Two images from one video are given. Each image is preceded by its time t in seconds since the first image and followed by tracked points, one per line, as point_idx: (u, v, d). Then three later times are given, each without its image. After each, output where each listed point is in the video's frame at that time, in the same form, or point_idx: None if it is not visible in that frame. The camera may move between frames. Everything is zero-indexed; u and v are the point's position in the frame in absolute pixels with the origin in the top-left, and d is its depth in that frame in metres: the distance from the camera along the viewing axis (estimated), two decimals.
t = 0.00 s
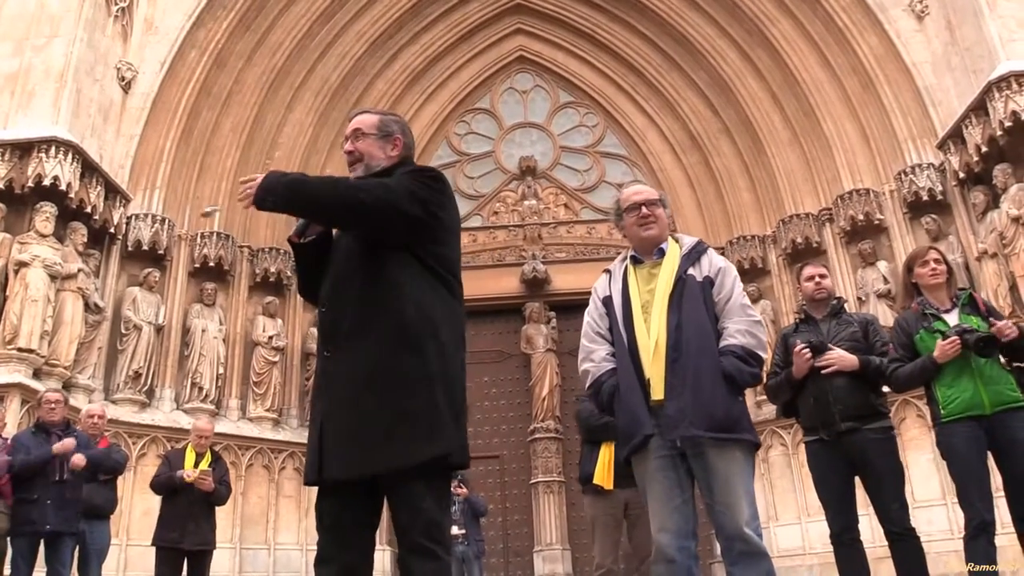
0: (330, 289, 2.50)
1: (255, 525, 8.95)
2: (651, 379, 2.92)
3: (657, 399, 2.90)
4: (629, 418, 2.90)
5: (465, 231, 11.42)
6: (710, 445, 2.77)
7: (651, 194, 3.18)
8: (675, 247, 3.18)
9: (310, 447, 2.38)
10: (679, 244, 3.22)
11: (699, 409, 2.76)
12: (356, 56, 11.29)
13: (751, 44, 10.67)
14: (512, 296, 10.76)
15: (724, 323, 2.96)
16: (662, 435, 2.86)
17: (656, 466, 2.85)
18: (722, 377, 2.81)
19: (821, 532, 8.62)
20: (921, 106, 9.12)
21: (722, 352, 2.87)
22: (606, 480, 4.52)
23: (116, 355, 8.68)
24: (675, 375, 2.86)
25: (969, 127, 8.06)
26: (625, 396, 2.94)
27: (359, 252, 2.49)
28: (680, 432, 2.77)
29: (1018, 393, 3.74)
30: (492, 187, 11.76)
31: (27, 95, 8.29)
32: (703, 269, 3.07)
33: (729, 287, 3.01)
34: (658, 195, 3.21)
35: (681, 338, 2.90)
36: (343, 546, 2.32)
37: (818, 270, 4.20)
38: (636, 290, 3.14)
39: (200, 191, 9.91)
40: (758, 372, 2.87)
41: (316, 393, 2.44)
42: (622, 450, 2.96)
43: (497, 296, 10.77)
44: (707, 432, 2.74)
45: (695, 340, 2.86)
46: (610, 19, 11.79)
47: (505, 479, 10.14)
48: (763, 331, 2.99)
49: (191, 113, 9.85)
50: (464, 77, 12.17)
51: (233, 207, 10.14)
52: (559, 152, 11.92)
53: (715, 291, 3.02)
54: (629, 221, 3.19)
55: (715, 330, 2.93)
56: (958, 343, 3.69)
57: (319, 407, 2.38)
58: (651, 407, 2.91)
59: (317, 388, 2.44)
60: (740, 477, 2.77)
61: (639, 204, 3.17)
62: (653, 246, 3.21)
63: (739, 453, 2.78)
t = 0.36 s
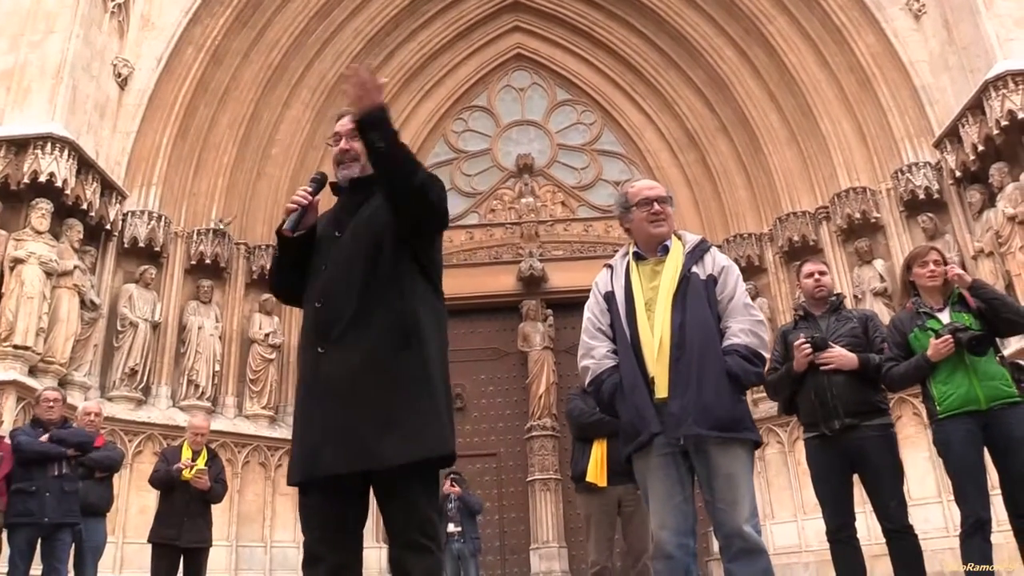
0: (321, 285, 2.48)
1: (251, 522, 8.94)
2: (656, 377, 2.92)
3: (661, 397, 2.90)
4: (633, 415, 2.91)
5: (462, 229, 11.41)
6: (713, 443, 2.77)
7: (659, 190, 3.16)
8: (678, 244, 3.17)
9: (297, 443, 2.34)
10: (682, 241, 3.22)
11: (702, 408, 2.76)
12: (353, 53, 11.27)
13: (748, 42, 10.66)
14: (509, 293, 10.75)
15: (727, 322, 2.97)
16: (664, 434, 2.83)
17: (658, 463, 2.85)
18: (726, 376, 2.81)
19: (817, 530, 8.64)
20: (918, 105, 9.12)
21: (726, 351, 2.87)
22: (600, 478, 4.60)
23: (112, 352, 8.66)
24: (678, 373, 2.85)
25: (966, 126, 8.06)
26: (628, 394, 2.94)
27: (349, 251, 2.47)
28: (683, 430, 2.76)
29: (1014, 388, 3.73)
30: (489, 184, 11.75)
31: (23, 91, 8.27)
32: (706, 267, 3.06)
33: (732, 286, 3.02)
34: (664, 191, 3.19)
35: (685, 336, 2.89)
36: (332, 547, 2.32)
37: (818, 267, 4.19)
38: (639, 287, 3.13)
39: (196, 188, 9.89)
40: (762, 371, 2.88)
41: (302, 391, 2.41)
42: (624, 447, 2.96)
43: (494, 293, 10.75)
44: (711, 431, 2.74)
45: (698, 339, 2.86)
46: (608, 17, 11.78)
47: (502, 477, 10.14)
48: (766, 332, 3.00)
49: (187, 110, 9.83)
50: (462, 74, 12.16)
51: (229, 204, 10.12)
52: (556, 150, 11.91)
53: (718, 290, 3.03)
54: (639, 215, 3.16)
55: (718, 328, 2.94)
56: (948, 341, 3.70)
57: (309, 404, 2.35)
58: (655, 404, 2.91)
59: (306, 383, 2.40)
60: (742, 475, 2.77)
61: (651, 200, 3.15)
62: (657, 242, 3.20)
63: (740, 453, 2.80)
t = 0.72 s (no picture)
0: (340, 285, 2.49)
1: (249, 521, 8.94)
2: (659, 377, 2.91)
3: (665, 396, 2.88)
4: (635, 414, 2.89)
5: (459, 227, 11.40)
6: (716, 441, 2.78)
7: (659, 188, 3.16)
8: (677, 244, 3.18)
9: (313, 442, 2.33)
10: (681, 240, 3.23)
11: (708, 407, 2.77)
12: (350, 50, 11.25)
13: (746, 40, 10.64)
14: (506, 291, 10.75)
15: (728, 323, 2.99)
16: (667, 432, 2.82)
17: (660, 461, 2.84)
18: (732, 376, 2.83)
19: (815, 527, 8.65)
20: (915, 103, 9.12)
21: (731, 352, 2.89)
22: (598, 474, 4.60)
23: (109, 351, 8.64)
24: (684, 372, 2.84)
25: (963, 124, 8.07)
26: (629, 393, 2.92)
27: (374, 258, 2.52)
28: (689, 429, 2.76)
29: (1008, 384, 3.74)
30: (486, 182, 11.74)
31: (19, 89, 8.25)
32: (707, 266, 3.07)
33: (733, 285, 3.04)
34: (663, 189, 3.19)
35: (690, 336, 2.89)
36: (326, 543, 2.37)
37: (817, 264, 4.18)
38: (639, 285, 3.12)
39: (193, 186, 9.87)
40: (764, 371, 2.90)
41: (314, 388, 2.39)
42: (625, 445, 2.94)
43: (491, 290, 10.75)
44: (716, 430, 2.75)
45: (703, 338, 2.86)
46: (605, 14, 11.77)
47: (499, 474, 10.14)
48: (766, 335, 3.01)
49: (184, 107, 9.81)
50: (459, 72, 12.15)
51: (226, 202, 10.11)
52: (554, 147, 11.91)
53: (720, 289, 3.04)
54: (638, 215, 3.16)
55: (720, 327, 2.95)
56: (942, 340, 3.72)
57: (335, 405, 2.36)
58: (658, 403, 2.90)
59: (325, 382, 2.39)
60: (743, 473, 2.78)
61: (650, 199, 3.14)
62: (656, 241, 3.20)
63: (744, 451, 2.80)
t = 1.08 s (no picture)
0: (355, 286, 2.49)
1: (249, 520, 8.94)
2: (657, 375, 2.91)
3: (664, 395, 2.87)
4: (632, 413, 2.88)
5: (459, 225, 11.39)
6: (715, 440, 2.79)
7: (654, 186, 3.16)
8: (677, 243, 3.17)
9: (333, 440, 2.33)
10: (680, 238, 3.23)
11: (708, 407, 2.77)
12: (349, 49, 11.25)
13: (745, 39, 10.65)
14: (506, 290, 10.75)
15: (728, 322, 2.99)
16: (666, 431, 2.83)
17: (659, 460, 2.84)
18: (731, 375, 2.84)
19: (814, 526, 8.66)
20: (915, 102, 9.13)
21: (730, 350, 2.90)
22: (598, 475, 4.60)
23: (109, 350, 8.64)
24: (684, 371, 2.84)
25: (962, 122, 8.07)
26: (628, 390, 2.91)
27: (388, 263, 2.56)
28: (690, 428, 2.76)
29: (1006, 384, 3.75)
30: (486, 181, 11.73)
31: (18, 88, 8.24)
32: (707, 265, 3.07)
33: (732, 283, 3.04)
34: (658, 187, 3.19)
35: (689, 334, 2.89)
36: (329, 543, 2.38)
37: (817, 264, 4.20)
38: (638, 283, 3.11)
39: (193, 185, 9.86)
40: (763, 370, 2.92)
41: (332, 388, 2.39)
42: (624, 445, 2.93)
43: (491, 289, 10.75)
44: (715, 428, 2.75)
45: (704, 337, 2.86)
46: (604, 13, 11.77)
47: (499, 473, 10.14)
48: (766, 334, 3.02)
49: (183, 107, 9.80)
50: (459, 71, 12.14)
51: (225, 201, 10.11)
52: (553, 146, 11.91)
53: (719, 288, 3.04)
54: (631, 215, 3.17)
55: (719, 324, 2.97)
56: (942, 339, 3.72)
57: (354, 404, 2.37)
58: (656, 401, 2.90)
59: (343, 381, 2.40)
60: (742, 471, 2.79)
61: (642, 198, 3.15)
62: (655, 239, 3.20)
63: (744, 451, 2.81)
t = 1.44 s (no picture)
0: (368, 282, 2.49)
1: (250, 519, 8.94)
2: (653, 372, 2.91)
3: (660, 392, 2.88)
4: (629, 412, 2.89)
5: (459, 224, 11.39)
6: (712, 436, 2.78)
7: (652, 185, 3.17)
8: (675, 241, 3.15)
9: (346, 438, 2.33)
10: (680, 236, 3.22)
11: (704, 403, 2.76)
12: (349, 49, 11.25)
13: (746, 36, 10.63)
14: (507, 289, 10.74)
15: (727, 319, 2.96)
16: (663, 428, 2.85)
17: (657, 458, 2.85)
18: (727, 372, 2.82)
19: (815, 523, 8.66)
20: (916, 99, 9.12)
21: (728, 345, 2.88)
22: (600, 474, 4.59)
23: (110, 350, 8.65)
24: (680, 368, 2.84)
25: (963, 119, 8.06)
26: (624, 388, 2.92)
27: (400, 259, 2.56)
28: (686, 425, 2.76)
29: (1007, 382, 3.75)
30: (486, 180, 11.74)
31: (18, 89, 8.24)
32: (705, 263, 3.07)
33: (732, 281, 3.02)
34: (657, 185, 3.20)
35: (685, 332, 2.88)
36: (340, 543, 2.38)
37: (818, 261, 4.18)
38: (637, 282, 3.11)
39: (193, 185, 9.86)
40: (762, 367, 2.89)
41: (347, 386, 2.39)
42: (624, 443, 2.94)
43: (492, 288, 10.74)
44: (711, 425, 2.74)
45: (699, 334, 2.86)
46: (604, 11, 11.76)
47: (500, 471, 10.15)
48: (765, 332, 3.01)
49: (183, 107, 9.81)
50: (459, 70, 12.14)
51: (226, 200, 10.11)
52: (553, 145, 11.90)
53: (718, 285, 3.02)
54: (629, 216, 3.17)
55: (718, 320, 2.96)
56: (945, 337, 3.71)
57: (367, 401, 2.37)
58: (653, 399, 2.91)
59: (356, 378, 2.40)
60: (741, 468, 2.78)
61: (639, 197, 3.15)
62: (654, 238, 3.19)
63: (742, 449, 2.80)
